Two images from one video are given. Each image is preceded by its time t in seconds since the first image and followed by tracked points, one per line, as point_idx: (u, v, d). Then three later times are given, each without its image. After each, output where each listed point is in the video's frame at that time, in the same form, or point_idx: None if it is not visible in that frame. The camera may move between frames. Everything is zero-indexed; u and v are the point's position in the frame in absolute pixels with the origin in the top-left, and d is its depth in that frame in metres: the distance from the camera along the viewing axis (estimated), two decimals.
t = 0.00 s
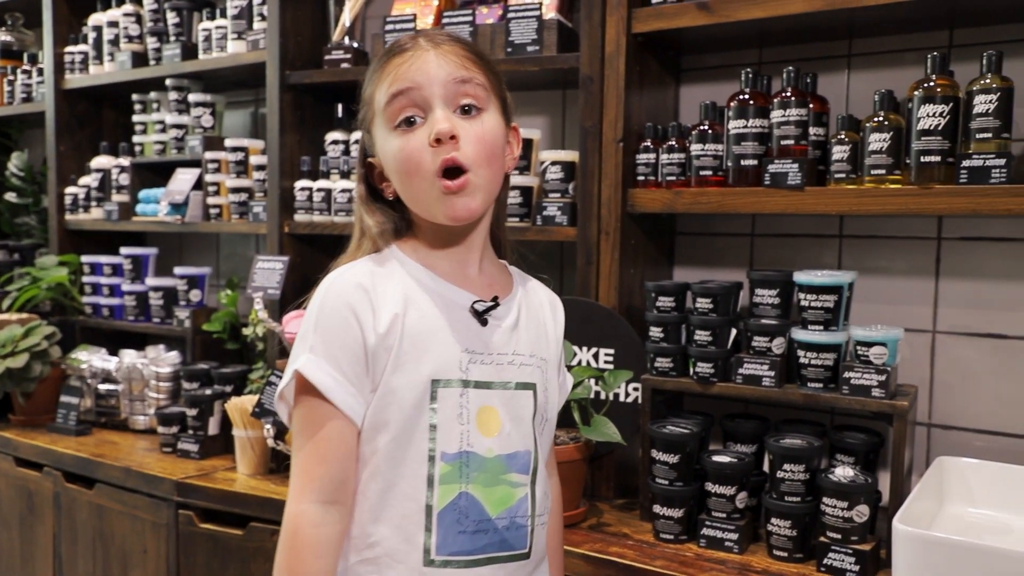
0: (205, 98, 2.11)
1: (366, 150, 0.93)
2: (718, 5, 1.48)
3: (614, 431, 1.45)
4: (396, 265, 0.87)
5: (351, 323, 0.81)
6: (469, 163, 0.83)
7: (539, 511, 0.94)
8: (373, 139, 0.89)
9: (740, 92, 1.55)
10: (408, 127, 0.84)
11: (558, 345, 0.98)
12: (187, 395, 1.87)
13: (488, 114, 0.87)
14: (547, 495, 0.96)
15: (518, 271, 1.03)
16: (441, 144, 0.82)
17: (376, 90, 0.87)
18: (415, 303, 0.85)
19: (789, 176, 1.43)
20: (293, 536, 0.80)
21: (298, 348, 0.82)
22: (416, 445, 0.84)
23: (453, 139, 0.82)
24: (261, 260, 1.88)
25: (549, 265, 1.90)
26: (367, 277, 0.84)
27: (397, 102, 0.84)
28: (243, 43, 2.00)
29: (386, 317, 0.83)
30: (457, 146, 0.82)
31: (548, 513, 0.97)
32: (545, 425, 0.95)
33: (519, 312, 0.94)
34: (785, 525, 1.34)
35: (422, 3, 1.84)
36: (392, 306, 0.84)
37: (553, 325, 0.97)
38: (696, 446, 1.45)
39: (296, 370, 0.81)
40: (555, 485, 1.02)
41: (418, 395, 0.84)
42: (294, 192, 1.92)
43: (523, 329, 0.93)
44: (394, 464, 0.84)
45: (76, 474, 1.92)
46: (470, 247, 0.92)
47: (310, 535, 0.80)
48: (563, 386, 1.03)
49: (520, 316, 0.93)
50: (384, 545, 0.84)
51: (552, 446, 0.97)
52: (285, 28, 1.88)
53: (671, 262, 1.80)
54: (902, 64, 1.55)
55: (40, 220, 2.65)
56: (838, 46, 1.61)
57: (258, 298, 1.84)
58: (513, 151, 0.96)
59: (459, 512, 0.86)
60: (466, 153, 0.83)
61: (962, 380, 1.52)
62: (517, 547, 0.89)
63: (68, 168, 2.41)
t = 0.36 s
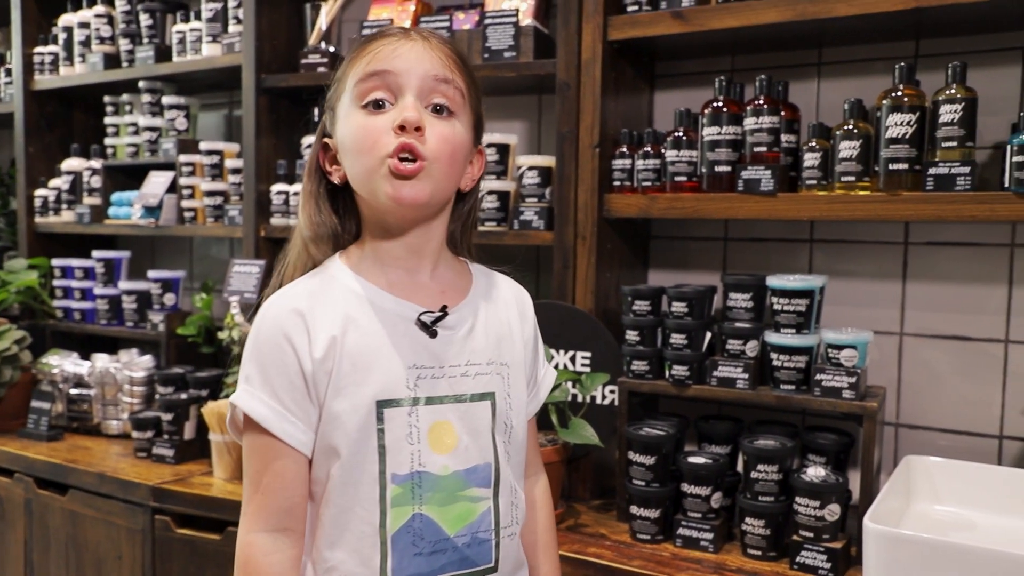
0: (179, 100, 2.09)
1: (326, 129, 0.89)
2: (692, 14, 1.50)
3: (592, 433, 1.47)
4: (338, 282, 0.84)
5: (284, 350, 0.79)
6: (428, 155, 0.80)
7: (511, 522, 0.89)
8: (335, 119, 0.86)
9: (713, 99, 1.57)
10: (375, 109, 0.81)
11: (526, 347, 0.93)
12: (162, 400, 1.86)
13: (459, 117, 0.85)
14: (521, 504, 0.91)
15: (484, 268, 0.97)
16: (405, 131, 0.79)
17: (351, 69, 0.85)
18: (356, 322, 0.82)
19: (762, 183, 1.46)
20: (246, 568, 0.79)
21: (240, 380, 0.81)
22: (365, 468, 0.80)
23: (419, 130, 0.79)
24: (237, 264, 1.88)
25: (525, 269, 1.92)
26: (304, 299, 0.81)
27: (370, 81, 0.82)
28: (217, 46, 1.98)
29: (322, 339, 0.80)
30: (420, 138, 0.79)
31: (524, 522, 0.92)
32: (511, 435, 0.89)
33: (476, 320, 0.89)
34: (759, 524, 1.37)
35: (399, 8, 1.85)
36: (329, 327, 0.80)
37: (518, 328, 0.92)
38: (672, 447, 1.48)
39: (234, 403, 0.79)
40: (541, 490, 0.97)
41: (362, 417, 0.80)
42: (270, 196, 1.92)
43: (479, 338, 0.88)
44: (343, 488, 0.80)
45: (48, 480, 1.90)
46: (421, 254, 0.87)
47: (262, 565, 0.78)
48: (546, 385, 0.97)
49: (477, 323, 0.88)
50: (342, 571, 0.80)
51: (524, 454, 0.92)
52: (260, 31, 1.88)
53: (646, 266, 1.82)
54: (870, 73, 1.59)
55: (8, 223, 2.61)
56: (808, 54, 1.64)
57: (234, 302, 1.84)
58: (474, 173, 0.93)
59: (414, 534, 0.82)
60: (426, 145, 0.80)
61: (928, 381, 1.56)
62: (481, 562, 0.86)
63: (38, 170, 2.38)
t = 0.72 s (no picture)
0: (154, 102, 2.08)
1: (308, 127, 0.90)
2: (666, 22, 1.54)
3: (570, 433, 1.49)
4: (309, 289, 0.86)
5: (253, 357, 0.80)
6: (410, 184, 0.81)
7: (493, 524, 0.88)
8: (318, 123, 0.86)
9: (686, 105, 1.61)
10: (362, 128, 0.82)
11: (505, 348, 0.93)
12: (138, 403, 1.85)
13: (443, 144, 0.86)
14: (506, 505, 0.91)
15: (460, 270, 0.98)
16: (390, 157, 0.80)
17: (341, 81, 0.85)
18: (326, 328, 0.83)
19: (734, 188, 1.50)
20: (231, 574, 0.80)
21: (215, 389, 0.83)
22: (340, 471, 0.81)
23: (404, 159, 0.80)
24: (213, 266, 1.88)
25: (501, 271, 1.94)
26: (272, 307, 0.83)
27: (359, 99, 0.82)
28: (193, 49, 1.98)
29: (290, 345, 0.81)
30: (404, 166, 0.81)
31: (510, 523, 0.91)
32: (491, 435, 0.89)
33: (449, 321, 0.89)
34: (732, 520, 1.41)
35: (376, 12, 1.86)
36: (298, 333, 0.82)
37: (495, 330, 0.93)
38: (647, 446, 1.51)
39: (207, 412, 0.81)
40: (528, 490, 0.97)
41: (333, 420, 0.81)
42: (246, 199, 1.92)
43: (451, 339, 0.88)
44: (318, 493, 0.80)
45: (21, 485, 1.88)
46: (392, 259, 0.89)
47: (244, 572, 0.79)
48: (531, 388, 0.97)
49: (451, 325, 0.89)
50: None
51: (506, 455, 0.91)
52: (237, 34, 1.88)
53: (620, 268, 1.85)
54: (838, 80, 1.63)
55: None
56: (778, 62, 1.69)
57: (211, 305, 1.84)
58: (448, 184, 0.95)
59: (392, 537, 0.82)
60: (409, 174, 0.81)
61: (894, 380, 1.61)
62: (463, 563, 0.85)
63: (7, 171, 2.35)
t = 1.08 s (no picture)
0: (121, 101, 2.05)
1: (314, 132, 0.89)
2: (639, 27, 1.56)
3: (546, 432, 1.52)
4: (332, 288, 0.84)
5: (282, 359, 0.79)
6: (424, 168, 0.81)
7: (512, 521, 0.89)
8: (326, 124, 0.86)
9: (659, 108, 1.63)
10: (370, 119, 0.82)
11: (516, 348, 0.94)
12: (106, 406, 1.82)
13: (453, 130, 0.85)
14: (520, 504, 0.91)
15: (468, 272, 0.98)
16: (401, 143, 0.80)
17: (344, 77, 0.85)
18: (352, 328, 0.82)
19: (705, 190, 1.52)
20: None
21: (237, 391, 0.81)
22: (369, 474, 0.80)
23: (415, 143, 0.80)
24: (185, 267, 1.86)
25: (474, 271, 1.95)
26: (298, 307, 0.81)
27: (365, 91, 0.82)
28: (163, 48, 1.96)
29: (319, 347, 0.80)
30: (416, 151, 0.80)
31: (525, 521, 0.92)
32: (508, 434, 0.90)
33: (466, 322, 0.90)
34: (705, 516, 1.44)
35: (348, 14, 1.86)
36: (325, 335, 0.81)
37: (507, 331, 0.93)
38: (622, 444, 1.53)
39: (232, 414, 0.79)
40: (533, 489, 0.98)
41: (363, 422, 0.80)
42: (218, 200, 1.91)
43: (471, 340, 0.89)
44: (346, 495, 0.80)
45: None
46: (411, 259, 0.88)
47: None
48: (532, 384, 0.98)
49: (469, 326, 0.90)
50: None
51: (520, 454, 0.92)
52: (208, 34, 1.86)
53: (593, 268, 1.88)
54: (806, 85, 1.67)
55: None
56: (746, 66, 1.72)
57: (183, 306, 1.82)
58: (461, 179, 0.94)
59: (419, 536, 0.81)
60: (422, 158, 0.81)
61: (859, 377, 1.65)
62: (485, 561, 0.85)
63: None
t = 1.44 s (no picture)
0: (102, 101, 2.03)
1: (356, 149, 0.95)
2: (625, 32, 1.58)
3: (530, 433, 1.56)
4: (388, 289, 0.89)
5: (347, 354, 0.83)
6: (465, 195, 0.87)
7: (553, 513, 0.95)
8: (368, 145, 0.91)
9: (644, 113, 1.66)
10: (411, 147, 0.87)
11: (550, 348, 1.01)
12: (88, 408, 1.80)
13: (488, 148, 0.91)
14: (559, 495, 0.98)
15: (501, 278, 1.05)
16: (443, 173, 0.85)
17: (382, 102, 0.89)
18: (409, 327, 0.87)
19: (691, 194, 1.55)
20: (308, 570, 0.81)
21: (297, 385, 0.84)
22: (427, 465, 0.86)
23: (456, 171, 0.86)
24: (169, 269, 1.85)
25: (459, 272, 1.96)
26: (359, 306, 0.86)
27: (405, 120, 0.87)
28: (145, 47, 1.94)
29: (382, 343, 0.85)
30: (457, 178, 0.86)
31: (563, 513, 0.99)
32: (548, 429, 0.97)
33: (509, 322, 0.96)
34: (692, 514, 1.46)
35: (333, 15, 1.86)
36: (387, 332, 0.86)
37: (540, 332, 1.00)
38: (609, 444, 1.55)
39: (296, 408, 0.82)
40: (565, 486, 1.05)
41: (423, 416, 0.86)
42: (201, 201, 1.90)
43: (514, 339, 0.95)
44: (405, 486, 0.85)
45: None
46: (458, 263, 0.95)
47: (328, 568, 0.81)
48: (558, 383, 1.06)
49: (511, 327, 0.96)
50: (406, 568, 0.84)
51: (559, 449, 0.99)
52: (191, 33, 1.85)
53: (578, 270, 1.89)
54: (787, 90, 1.70)
55: None
56: (729, 71, 1.75)
57: (167, 307, 1.81)
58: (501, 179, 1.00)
59: (476, 527, 0.87)
60: (463, 185, 0.87)
61: (839, 376, 1.69)
62: (534, 551, 0.91)
63: None
